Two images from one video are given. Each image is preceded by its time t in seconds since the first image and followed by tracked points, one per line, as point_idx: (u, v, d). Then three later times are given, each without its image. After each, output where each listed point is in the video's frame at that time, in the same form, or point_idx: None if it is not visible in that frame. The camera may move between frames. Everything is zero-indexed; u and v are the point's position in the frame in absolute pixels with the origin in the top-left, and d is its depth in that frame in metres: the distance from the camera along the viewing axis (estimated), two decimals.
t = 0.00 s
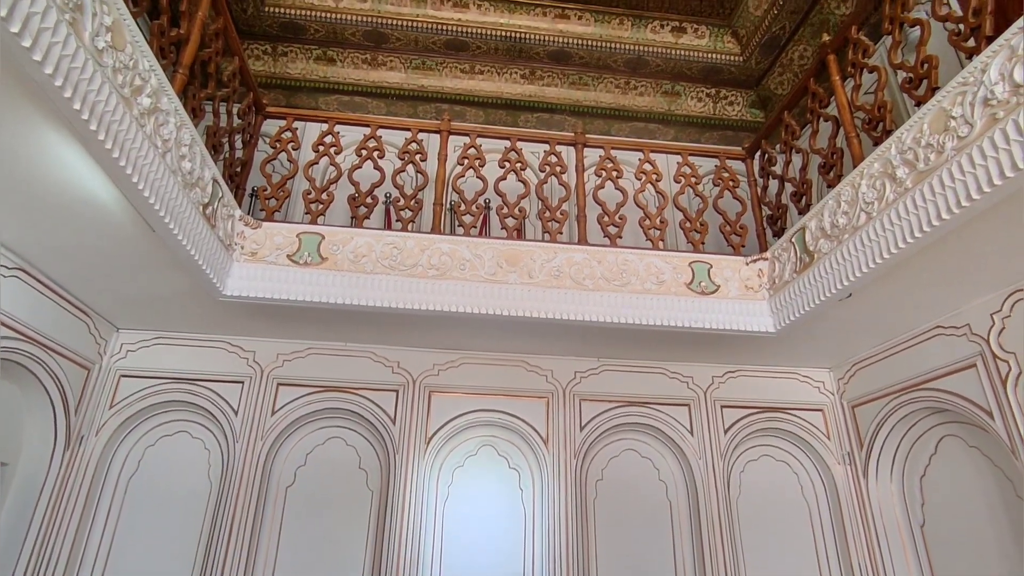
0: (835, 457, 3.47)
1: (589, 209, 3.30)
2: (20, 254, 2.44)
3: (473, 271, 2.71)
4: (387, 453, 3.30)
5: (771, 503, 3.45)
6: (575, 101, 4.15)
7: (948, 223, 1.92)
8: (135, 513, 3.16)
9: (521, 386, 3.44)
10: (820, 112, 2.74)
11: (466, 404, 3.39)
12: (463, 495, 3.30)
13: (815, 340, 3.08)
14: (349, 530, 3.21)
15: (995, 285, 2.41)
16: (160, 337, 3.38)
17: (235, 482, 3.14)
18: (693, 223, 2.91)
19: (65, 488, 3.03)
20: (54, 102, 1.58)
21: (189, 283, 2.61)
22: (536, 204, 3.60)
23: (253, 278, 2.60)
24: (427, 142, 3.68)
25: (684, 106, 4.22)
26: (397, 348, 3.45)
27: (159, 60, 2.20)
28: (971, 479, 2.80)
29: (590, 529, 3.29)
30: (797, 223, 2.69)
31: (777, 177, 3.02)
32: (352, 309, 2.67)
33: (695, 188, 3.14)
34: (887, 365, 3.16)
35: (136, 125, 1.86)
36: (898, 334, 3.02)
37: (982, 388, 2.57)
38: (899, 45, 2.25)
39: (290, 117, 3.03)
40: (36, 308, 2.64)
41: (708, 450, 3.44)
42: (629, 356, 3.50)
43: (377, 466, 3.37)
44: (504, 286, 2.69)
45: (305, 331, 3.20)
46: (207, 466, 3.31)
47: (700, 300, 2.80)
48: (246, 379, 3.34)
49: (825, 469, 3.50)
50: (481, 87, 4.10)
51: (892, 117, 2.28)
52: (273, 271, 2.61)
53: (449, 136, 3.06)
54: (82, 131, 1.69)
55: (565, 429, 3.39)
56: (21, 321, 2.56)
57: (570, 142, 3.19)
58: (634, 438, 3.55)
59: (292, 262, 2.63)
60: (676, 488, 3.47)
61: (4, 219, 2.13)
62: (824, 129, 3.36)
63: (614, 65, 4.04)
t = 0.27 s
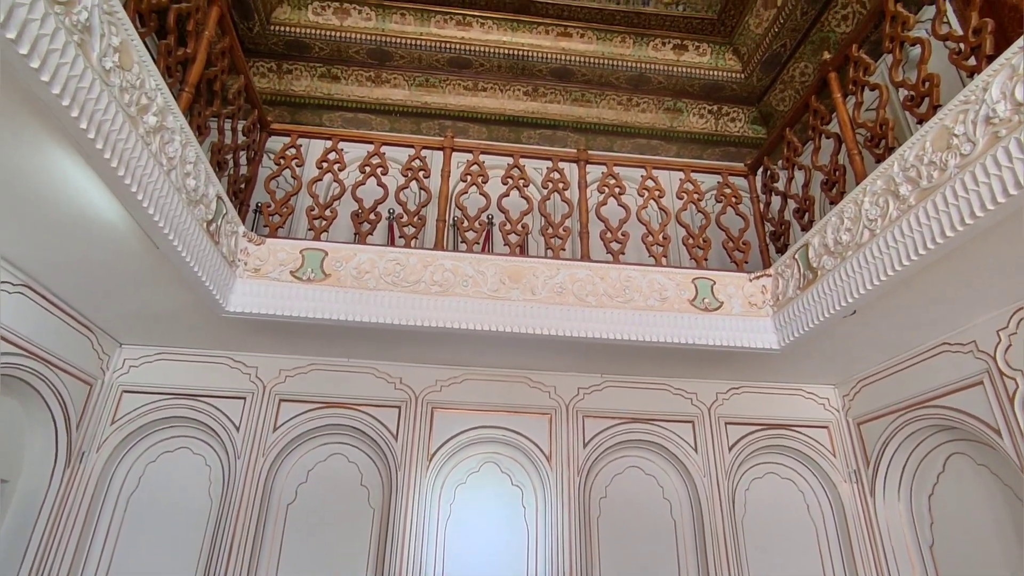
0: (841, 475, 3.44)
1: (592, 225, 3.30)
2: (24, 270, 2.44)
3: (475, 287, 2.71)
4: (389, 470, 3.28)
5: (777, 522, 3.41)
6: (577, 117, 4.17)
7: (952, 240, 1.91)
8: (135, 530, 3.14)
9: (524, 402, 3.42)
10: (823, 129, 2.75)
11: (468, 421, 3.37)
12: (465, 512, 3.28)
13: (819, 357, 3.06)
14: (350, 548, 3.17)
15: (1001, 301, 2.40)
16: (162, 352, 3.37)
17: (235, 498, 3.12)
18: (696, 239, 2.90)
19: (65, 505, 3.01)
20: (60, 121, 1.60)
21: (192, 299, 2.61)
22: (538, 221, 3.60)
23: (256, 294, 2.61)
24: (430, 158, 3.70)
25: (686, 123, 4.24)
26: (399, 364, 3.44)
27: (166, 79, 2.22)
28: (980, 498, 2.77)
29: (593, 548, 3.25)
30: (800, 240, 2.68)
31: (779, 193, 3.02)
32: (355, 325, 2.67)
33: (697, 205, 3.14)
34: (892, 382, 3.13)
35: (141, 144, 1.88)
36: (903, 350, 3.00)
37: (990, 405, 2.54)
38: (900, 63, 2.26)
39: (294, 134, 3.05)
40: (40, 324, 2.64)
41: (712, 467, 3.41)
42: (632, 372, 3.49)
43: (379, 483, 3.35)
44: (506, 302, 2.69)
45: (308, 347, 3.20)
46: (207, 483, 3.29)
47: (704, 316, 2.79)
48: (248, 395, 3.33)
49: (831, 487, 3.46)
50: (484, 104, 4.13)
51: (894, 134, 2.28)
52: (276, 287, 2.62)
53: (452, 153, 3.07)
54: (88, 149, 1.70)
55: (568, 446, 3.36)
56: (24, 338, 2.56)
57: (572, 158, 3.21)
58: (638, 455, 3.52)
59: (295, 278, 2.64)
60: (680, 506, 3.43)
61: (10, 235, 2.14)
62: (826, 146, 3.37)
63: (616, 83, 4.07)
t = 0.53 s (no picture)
0: (850, 491, 3.39)
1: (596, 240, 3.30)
2: (31, 287, 2.46)
3: (479, 303, 2.71)
4: (393, 487, 3.26)
5: (785, 539, 3.37)
6: (580, 133, 4.20)
7: (958, 255, 1.90)
8: (138, 548, 3.12)
9: (528, 418, 3.41)
10: (826, 144, 2.76)
11: (473, 437, 3.35)
12: (470, 530, 3.25)
13: (826, 372, 3.04)
14: (353, 566, 3.14)
15: (1009, 316, 2.38)
16: (167, 368, 3.38)
17: (238, 515, 3.10)
18: (700, 254, 2.90)
19: (68, 522, 2.99)
20: (69, 141, 1.62)
21: (197, 316, 2.62)
22: (542, 236, 3.61)
23: (261, 310, 2.61)
24: (434, 174, 3.72)
25: (689, 138, 4.26)
26: (403, 380, 3.43)
27: (173, 99, 2.25)
28: (991, 515, 2.72)
29: (599, 566, 3.21)
30: (805, 254, 2.68)
31: (783, 208, 3.03)
32: (359, 341, 2.67)
33: (701, 219, 3.15)
34: (900, 396, 3.10)
35: (148, 162, 1.89)
36: (910, 365, 2.97)
37: (1000, 421, 2.51)
38: (903, 78, 2.27)
39: (300, 152, 3.08)
40: (46, 341, 2.65)
41: (719, 483, 3.37)
42: (637, 388, 3.47)
43: (383, 500, 3.32)
44: (510, 318, 2.69)
45: (312, 363, 3.20)
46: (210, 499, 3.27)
47: (708, 331, 2.78)
48: (252, 411, 3.32)
49: (839, 504, 3.42)
50: (487, 121, 4.16)
51: (897, 149, 2.28)
52: (281, 303, 2.62)
53: (456, 169, 3.09)
54: (96, 169, 1.72)
55: (573, 462, 3.33)
56: (30, 354, 2.57)
57: (576, 174, 3.22)
58: (644, 472, 3.49)
59: (300, 294, 2.65)
60: (687, 523, 3.39)
61: (17, 252, 2.16)
62: (829, 161, 3.38)
63: (619, 99, 4.10)
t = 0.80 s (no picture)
0: (859, 507, 3.35)
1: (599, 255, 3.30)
2: (39, 305, 2.47)
3: (483, 319, 2.71)
4: (397, 503, 3.24)
5: (794, 556, 3.32)
6: (583, 148, 4.22)
7: (962, 269, 1.90)
8: (141, 566, 3.10)
9: (533, 434, 3.39)
10: (828, 158, 2.77)
11: (477, 453, 3.33)
12: (475, 547, 3.23)
13: (832, 386, 3.02)
14: None
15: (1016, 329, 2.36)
16: (172, 385, 3.38)
17: (242, 533, 3.09)
18: (704, 268, 2.90)
19: (72, 541, 2.98)
20: (77, 163, 1.64)
21: (202, 333, 2.63)
22: (546, 251, 3.62)
23: (266, 327, 2.62)
24: (438, 191, 3.74)
25: (691, 152, 4.27)
26: (407, 396, 3.43)
27: (180, 119, 2.27)
28: (1003, 531, 2.69)
29: None
30: (809, 268, 2.68)
31: (786, 221, 3.03)
32: (363, 358, 2.67)
33: (704, 234, 3.15)
34: (907, 410, 3.07)
35: (155, 182, 1.92)
36: (917, 379, 2.95)
37: (1009, 435, 2.48)
38: (903, 93, 2.28)
39: (304, 170, 3.10)
40: (52, 358, 2.66)
41: (726, 499, 3.34)
42: (642, 403, 3.45)
43: (387, 516, 3.30)
44: (514, 333, 2.69)
45: (316, 379, 3.20)
46: (214, 517, 3.26)
47: (713, 345, 2.77)
48: (256, 427, 3.32)
49: (848, 519, 3.38)
50: (490, 137, 4.19)
51: (899, 164, 2.29)
52: (285, 320, 2.63)
53: (459, 186, 3.11)
54: (103, 189, 1.74)
55: (578, 478, 3.31)
56: (37, 372, 2.58)
57: (579, 190, 3.23)
58: (650, 487, 3.46)
59: (304, 311, 2.66)
60: (694, 539, 3.36)
61: (25, 271, 2.18)
62: (831, 174, 3.39)
63: (621, 114, 4.13)
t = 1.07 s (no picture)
0: (866, 520, 3.32)
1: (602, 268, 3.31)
2: (45, 322, 2.49)
3: (486, 333, 2.72)
4: (401, 519, 3.23)
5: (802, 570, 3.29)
6: (585, 162, 4.24)
7: (965, 281, 1.90)
8: None
9: (537, 448, 3.38)
10: (829, 170, 2.78)
11: (481, 467, 3.32)
12: (479, 563, 3.21)
13: (837, 398, 3.01)
14: None
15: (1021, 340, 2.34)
16: (176, 401, 3.39)
17: (246, 549, 3.08)
18: (706, 281, 2.90)
19: (76, 557, 2.98)
20: (84, 183, 1.66)
21: (206, 349, 2.64)
22: (548, 265, 3.63)
23: (269, 342, 2.64)
24: (440, 206, 3.76)
25: (693, 164, 4.29)
26: (411, 410, 3.43)
27: (185, 138, 2.30)
28: (1013, 544, 2.65)
29: None
30: (811, 280, 2.68)
31: (788, 233, 3.04)
32: (366, 373, 2.68)
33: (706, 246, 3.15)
34: (914, 422, 3.05)
35: (160, 201, 1.94)
36: (923, 390, 2.93)
37: (1017, 447, 2.46)
38: (903, 105, 2.29)
39: (308, 186, 3.13)
40: (58, 375, 2.67)
41: (732, 513, 3.31)
42: (646, 416, 3.44)
43: (391, 532, 3.29)
44: (517, 347, 2.69)
45: (320, 394, 3.20)
46: (218, 533, 3.25)
47: (716, 358, 2.77)
48: (260, 442, 3.32)
49: (856, 533, 3.35)
50: (493, 151, 4.22)
51: (900, 176, 2.29)
52: (289, 335, 2.65)
53: (462, 201, 3.12)
54: (109, 208, 1.76)
55: (583, 492, 3.29)
56: (43, 389, 2.59)
57: (581, 204, 3.24)
58: (655, 501, 3.44)
59: (308, 326, 2.67)
60: (700, 554, 3.33)
61: (32, 288, 2.20)
62: (833, 186, 3.40)
63: (623, 127, 4.16)
